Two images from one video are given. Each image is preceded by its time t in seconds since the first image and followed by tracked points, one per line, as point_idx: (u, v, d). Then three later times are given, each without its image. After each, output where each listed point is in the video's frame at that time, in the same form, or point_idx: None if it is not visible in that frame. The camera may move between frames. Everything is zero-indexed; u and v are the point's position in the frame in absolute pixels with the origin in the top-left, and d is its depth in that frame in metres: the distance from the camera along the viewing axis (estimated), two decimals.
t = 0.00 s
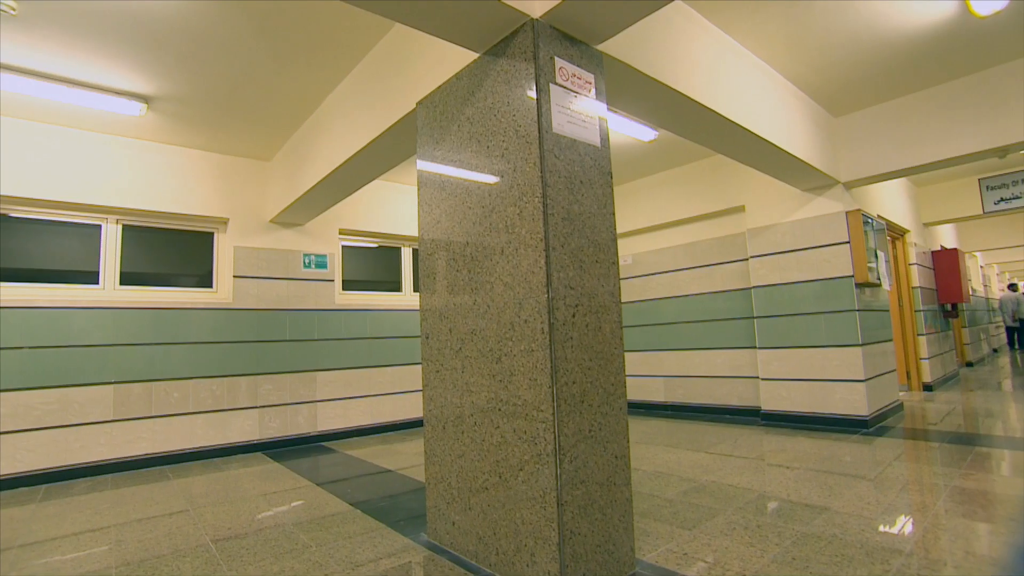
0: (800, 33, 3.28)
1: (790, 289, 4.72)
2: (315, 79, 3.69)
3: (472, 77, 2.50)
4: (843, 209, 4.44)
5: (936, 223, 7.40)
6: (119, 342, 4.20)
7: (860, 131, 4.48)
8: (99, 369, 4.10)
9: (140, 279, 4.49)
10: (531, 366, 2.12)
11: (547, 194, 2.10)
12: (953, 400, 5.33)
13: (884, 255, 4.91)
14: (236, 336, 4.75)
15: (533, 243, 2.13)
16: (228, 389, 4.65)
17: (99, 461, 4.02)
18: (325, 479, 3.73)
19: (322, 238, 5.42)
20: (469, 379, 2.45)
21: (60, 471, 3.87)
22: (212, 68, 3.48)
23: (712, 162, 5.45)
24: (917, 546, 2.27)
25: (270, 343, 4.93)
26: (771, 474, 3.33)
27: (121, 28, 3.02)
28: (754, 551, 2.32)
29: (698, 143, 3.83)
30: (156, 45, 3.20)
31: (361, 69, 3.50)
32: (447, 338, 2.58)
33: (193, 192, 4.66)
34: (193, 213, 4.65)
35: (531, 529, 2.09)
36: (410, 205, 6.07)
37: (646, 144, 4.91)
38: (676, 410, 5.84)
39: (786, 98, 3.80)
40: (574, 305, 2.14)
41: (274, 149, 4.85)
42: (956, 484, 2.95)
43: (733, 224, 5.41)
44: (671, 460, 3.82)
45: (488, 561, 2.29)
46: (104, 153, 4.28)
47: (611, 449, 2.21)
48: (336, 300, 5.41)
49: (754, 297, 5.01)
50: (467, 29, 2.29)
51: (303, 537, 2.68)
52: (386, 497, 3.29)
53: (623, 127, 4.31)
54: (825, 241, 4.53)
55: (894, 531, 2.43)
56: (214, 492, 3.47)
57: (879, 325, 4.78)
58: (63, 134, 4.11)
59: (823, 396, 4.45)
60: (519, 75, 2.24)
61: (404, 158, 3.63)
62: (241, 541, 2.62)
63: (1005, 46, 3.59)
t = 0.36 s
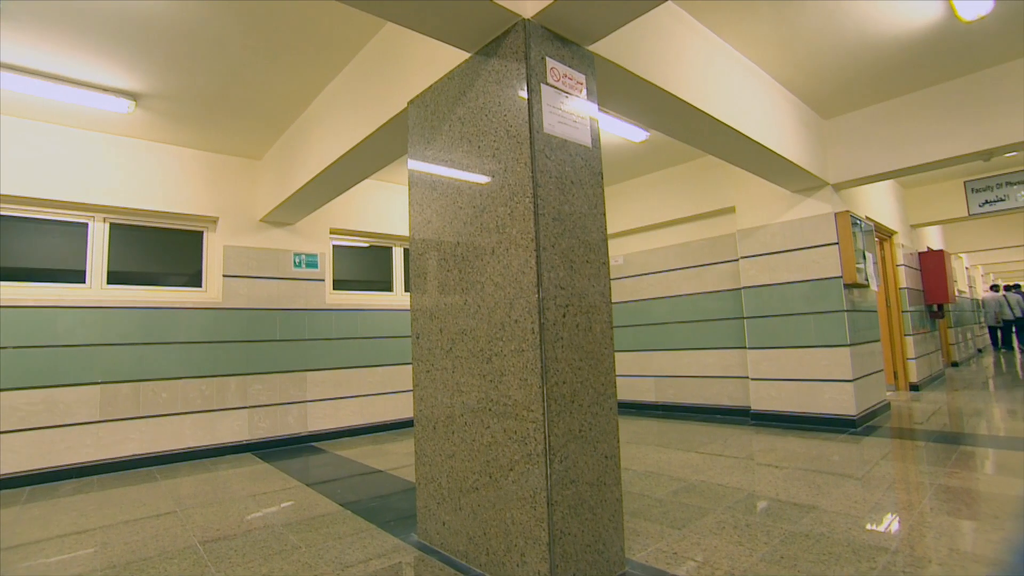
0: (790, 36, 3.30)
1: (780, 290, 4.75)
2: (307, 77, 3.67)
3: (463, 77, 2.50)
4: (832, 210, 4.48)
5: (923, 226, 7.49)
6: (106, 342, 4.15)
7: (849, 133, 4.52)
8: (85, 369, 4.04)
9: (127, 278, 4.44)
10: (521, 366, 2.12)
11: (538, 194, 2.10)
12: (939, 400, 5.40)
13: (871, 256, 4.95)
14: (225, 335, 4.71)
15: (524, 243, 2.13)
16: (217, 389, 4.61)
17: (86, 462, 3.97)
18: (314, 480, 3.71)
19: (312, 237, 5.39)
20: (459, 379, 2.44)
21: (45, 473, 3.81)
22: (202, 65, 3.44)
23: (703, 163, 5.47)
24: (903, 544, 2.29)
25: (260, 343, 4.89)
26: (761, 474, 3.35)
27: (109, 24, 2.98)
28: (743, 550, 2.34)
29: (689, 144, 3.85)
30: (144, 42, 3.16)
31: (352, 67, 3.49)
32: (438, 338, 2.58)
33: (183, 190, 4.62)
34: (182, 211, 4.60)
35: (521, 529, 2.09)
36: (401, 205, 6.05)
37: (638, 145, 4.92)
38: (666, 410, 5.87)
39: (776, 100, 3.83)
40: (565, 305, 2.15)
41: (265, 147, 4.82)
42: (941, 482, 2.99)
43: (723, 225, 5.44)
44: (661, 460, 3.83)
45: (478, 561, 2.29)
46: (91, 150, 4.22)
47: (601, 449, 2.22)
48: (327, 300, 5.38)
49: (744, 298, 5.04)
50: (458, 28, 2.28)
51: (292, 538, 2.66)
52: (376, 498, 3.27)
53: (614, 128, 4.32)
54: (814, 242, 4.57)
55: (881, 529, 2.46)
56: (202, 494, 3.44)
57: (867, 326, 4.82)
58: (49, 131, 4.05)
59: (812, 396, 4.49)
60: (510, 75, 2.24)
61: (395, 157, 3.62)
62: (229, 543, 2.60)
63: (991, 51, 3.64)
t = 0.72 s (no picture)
0: (778, 39, 3.33)
1: (768, 291, 4.79)
2: (297, 75, 3.64)
3: (454, 77, 2.50)
4: (819, 212, 4.53)
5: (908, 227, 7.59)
6: (91, 342, 4.09)
7: (836, 136, 4.57)
8: (69, 369, 3.98)
9: (113, 278, 4.39)
10: (510, 366, 2.12)
11: (528, 194, 2.11)
12: (924, 399, 5.47)
13: (858, 258, 5.01)
14: (213, 335, 4.67)
15: (514, 244, 2.13)
16: (205, 390, 4.57)
17: (70, 464, 3.91)
18: (302, 481, 3.69)
19: (301, 237, 5.36)
20: (449, 379, 2.44)
21: (27, 475, 3.75)
22: (189, 62, 3.41)
23: (693, 165, 5.50)
24: (887, 542, 2.32)
25: (248, 343, 4.86)
26: (748, 473, 3.37)
27: (94, 20, 2.94)
28: (731, 549, 2.35)
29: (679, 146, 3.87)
30: (130, 38, 3.12)
31: (342, 66, 3.47)
32: (427, 338, 2.57)
33: (170, 189, 4.57)
34: (170, 210, 4.55)
35: (510, 529, 2.09)
36: (391, 205, 6.04)
37: (628, 146, 4.94)
38: (656, 410, 5.89)
39: (765, 103, 3.86)
40: (554, 306, 2.15)
41: (254, 146, 4.78)
42: (925, 481, 3.03)
43: (713, 227, 5.48)
44: (650, 460, 3.85)
45: (467, 562, 2.29)
46: (76, 148, 4.16)
47: (590, 449, 2.22)
48: (316, 300, 5.35)
49: (733, 299, 5.07)
50: (448, 28, 2.28)
51: (280, 540, 2.64)
52: (365, 498, 3.26)
53: (605, 129, 4.33)
54: (802, 243, 4.61)
55: (865, 527, 2.49)
56: (188, 495, 3.40)
57: (854, 326, 4.87)
58: (33, 128, 3.99)
59: (799, 396, 4.53)
60: (500, 75, 2.24)
61: (384, 157, 3.61)
62: (215, 545, 2.57)
63: (975, 56, 3.70)
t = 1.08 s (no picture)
0: (765, 43, 3.36)
1: (755, 292, 4.83)
2: (284, 74, 3.61)
3: (443, 77, 2.49)
4: (805, 215, 4.58)
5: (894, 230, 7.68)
6: (74, 342, 4.03)
7: (822, 139, 4.62)
8: (52, 370, 3.92)
9: (97, 277, 4.33)
10: (498, 367, 2.12)
11: (516, 195, 2.11)
12: (907, 399, 5.55)
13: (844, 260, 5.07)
14: (199, 335, 4.62)
15: (502, 244, 2.13)
16: (190, 391, 4.52)
17: (51, 467, 3.85)
18: (289, 482, 3.66)
19: (289, 236, 5.32)
20: (437, 380, 2.43)
21: (8, 478, 3.68)
22: (175, 60, 3.37)
23: (681, 167, 5.53)
24: (870, 540, 2.35)
25: (235, 343, 4.81)
26: (735, 473, 3.39)
27: (77, 16, 2.89)
28: (717, 548, 2.37)
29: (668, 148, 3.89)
30: (115, 35, 3.08)
31: (331, 65, 3.45)
32: (415, 339, 2.56)
33: (155, 187, 4.52)
34: (155, 208, 4.50)
35: (497, 530, 2.09)
36: (379, 205, 6.01)
37: (618, 147, 4.96)
38: (644, 410, 5.92)
39: (752, 106, 3.90)
40: (541, 306, 2.15)
41: (241, 145, 4.73)
42: (908, 479, 3.07)
43: (701, 228, 5.51)
44: (637, 460, 3.86)
45: (455, 563, 2.28)
46: (58, 145, 4.09)
47: (577, 449, 2.23)
48: (304, 300, 5.31)
49: (720, 300, 5.11)
50: (437, 28, 2.27)
51: (267, 542, 2.62)
52: (352, 500, 3.24)
53: (595, 130, 4.35)
54: (789, 245, 4.66)
55: (849, 525, 2.51)
56: (173, 498, 3.36)
57: (839, 327, 4.93)
58: (14, 125, 3.92)
59: (785, 396, 4.57)
60: (489, 75, 2.24)
61: (373, 157, 3.59)
62: (200, 548, 2.54)
63: (958, 62, 3.76)
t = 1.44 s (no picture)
0: (752, 46, 3.39)
1: (743, 293, 4.87)
2: (272, 72, 3.58)
3: (431, 77, 2.48)
4: (792, 216, 4.63)
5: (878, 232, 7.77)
6: (56, 342, 3.96)
7: (809, 141, 4.67)
8: (33, 370, 3.86)
9: (80, 276, 4.26)
10: (485, 367, 2.12)
11: (504, 195, 2.11)
12: (891, 399, 5.63)
13: (829, 261, 5.13)
14: (184, 335, 4.57)
15: (490, 244, 2.13)
16: (176, 391, 4.47)
17: (32, 469, 3.79)
18: (276, 483, 3.63)
19: (276, 235, 5.28)
20: (424, 380, 2.43)
21: None
22: (161, 57, 3.33)
23: (670, 168, 5.56)
24: (853, 537, 2.38)
25: (221, 343, 4.76)
26: (721, 473, 3.42)
27: (60, 10, 2.85)
28: (704, 547, 2.38)
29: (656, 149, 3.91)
30: (99, 30, 3.03)
31: (319, 63, 3.42)
32: (402, 339, 2.55)
33: (141, 185, 4.46)
34: (140, 206, 4.45)
35: (484, 530, 2.09)
36: (367, 204, 5.99)
37: (607, 148, 4.97)
38: (632, 410, 5.94)
39: (740, 108, 3.93)
40: (529, 307, 2.15)
41: (228, 143, 4.69)
42: (891, 478, 3.12)
43: (689, 229, 5.55)
44: (625, 459, 3.88)
45: (442, 563, 2.28)
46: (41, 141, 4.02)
47: (564, 449, 2.23)
48: (291, 299, 5.28)
49: (708, 301, 5.14)
50: (425, 28, 2.27)
51: (253, 543, 2.60)
52: (339, 501, 3.22)
53: (584, 131, 4.37)
54: (776, 246, 4.70)
55: (835, 524, 2.54)
56: (157, 500, 3.32)
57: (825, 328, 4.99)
58: None
59: (772, 396, 4.61)
60: (478, 75, 2.24)
61: (361, 156, 3.58)
62: (184, 550, 2.52)
63: (941, 67, 3.81)
